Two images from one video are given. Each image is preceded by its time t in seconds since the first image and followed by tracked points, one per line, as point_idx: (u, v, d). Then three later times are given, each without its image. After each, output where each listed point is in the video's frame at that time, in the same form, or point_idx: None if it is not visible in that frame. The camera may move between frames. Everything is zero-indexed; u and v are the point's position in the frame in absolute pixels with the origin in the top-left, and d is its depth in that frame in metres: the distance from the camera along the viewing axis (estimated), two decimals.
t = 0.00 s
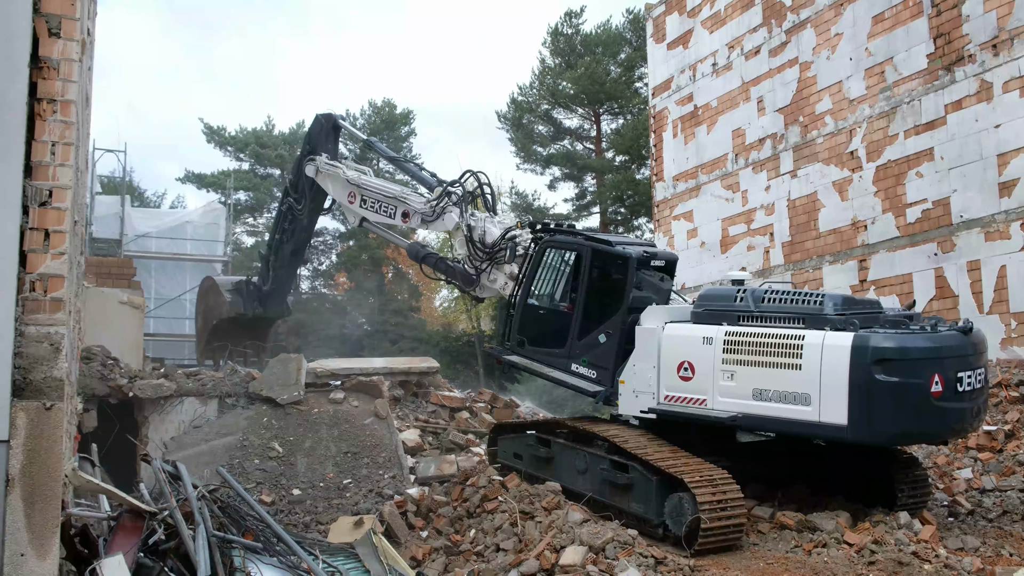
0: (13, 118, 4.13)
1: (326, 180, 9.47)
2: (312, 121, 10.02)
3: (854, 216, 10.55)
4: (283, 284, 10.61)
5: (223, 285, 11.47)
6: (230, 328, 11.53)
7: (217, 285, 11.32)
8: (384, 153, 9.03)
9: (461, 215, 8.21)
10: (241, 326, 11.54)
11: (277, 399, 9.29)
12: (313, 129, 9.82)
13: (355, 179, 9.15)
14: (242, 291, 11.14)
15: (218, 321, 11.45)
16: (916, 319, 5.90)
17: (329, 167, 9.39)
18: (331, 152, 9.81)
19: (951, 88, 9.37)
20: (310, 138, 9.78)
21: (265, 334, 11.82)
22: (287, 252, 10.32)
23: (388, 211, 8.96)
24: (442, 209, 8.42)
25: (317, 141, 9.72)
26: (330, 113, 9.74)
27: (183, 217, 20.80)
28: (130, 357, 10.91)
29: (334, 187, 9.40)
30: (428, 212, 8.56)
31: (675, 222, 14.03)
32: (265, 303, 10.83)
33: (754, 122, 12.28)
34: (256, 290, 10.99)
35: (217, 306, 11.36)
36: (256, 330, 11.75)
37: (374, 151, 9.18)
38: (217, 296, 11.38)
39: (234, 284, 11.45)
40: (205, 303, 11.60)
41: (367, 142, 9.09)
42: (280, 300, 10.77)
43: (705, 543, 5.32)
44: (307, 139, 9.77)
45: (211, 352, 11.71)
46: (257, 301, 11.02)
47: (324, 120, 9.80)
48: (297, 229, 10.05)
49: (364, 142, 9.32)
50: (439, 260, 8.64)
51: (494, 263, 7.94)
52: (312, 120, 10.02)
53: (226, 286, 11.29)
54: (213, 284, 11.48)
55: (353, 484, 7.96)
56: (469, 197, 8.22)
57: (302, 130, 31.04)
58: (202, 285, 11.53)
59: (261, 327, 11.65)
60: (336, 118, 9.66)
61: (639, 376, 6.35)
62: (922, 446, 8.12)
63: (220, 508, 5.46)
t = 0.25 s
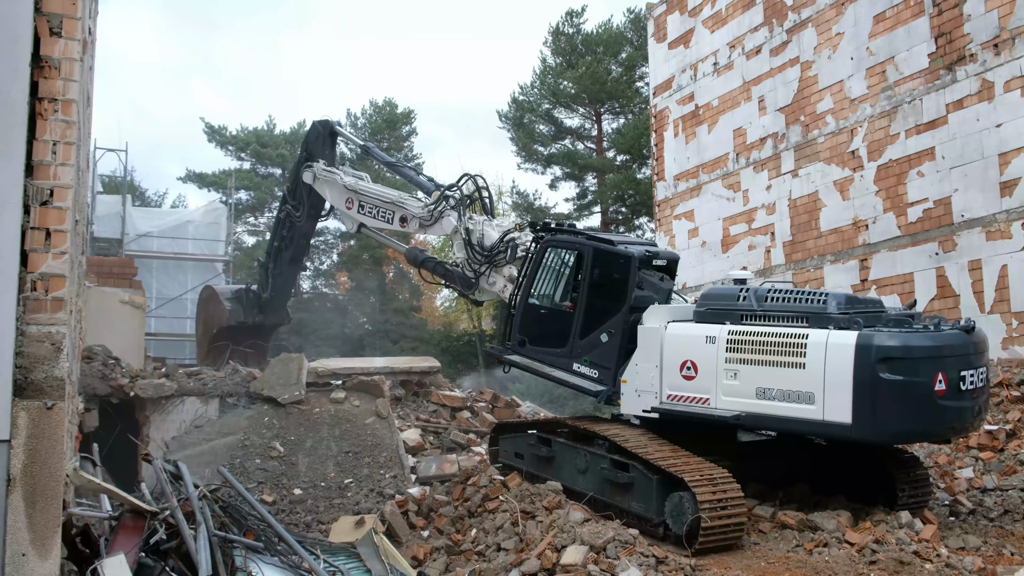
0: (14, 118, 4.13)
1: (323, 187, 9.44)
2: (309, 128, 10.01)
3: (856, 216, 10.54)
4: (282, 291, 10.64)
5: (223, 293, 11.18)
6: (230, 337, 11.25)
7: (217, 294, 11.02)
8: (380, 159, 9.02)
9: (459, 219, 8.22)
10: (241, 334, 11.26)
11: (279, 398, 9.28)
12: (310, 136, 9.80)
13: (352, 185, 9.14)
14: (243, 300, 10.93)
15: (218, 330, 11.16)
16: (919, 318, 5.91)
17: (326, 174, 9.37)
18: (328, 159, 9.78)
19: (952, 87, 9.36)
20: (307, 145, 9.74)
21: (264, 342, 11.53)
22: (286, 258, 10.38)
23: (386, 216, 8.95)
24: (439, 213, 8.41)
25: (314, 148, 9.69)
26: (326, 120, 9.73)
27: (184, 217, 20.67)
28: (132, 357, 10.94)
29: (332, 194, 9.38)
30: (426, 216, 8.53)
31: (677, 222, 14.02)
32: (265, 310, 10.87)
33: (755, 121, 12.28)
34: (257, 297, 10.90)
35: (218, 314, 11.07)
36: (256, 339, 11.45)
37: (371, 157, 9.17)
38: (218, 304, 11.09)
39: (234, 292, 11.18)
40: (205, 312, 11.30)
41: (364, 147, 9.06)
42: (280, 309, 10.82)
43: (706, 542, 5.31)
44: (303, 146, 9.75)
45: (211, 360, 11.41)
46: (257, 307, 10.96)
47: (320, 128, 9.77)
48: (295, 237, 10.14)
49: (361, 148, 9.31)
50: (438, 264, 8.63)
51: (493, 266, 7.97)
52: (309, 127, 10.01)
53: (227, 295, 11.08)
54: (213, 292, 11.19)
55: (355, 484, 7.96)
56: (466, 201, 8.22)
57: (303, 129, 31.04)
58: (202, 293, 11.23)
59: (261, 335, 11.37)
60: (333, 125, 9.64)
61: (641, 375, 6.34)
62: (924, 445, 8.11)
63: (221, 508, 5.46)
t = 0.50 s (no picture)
0: (15, 118, 4.13)
1: (318, 190, 9.36)
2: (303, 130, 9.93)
3: (857, 215, 10.53)
4: (278, 294, 10.56)
5: (217, 297, 11.21)
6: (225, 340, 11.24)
7: (211, 298, 11.04)
8: (377, 161, 8.98)
9: (457, 220, 8.21)
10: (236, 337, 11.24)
11: (280, 398, 9.27)
12: (302, 138, 9.66)
13: (348, 188, 9.10)
14: (237, 304, 10.92)
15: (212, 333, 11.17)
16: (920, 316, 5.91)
17: (321, 176, 9.31)
18: (323, 162, 9.71)
19: (953, 86, 9.35)
20: (300, 148, 9.61)
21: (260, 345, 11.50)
22: (280, 262, 10.31)
23: (382, 218, 8.94)
24: (436, 215, 8.41)
25: (307, 151, 9.57)
26: (322, 123, 9.68)
27: (185, 217, 20.74)
28: (134, 357, 10.95)
29: (327, 196, 9.33)
30: (423, 218, 8.55)
31: (677, 221, 14.01)
32: (259, 314, 10.83)
33: (755, 121, 12.27)
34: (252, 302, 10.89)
35: (212, 318, 11.09)
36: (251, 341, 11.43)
37: (365, 159, 9.20)
38: (211, 308, 11.11)
39: (228, 296, 11.21)
40: (199, 317, 11.33)
41: (359, 149, 9.05)
42: (275, 313, 10.76)
43: (706, 541, 5.31)
44: (297, 148, 9.66)
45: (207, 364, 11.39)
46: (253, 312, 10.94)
47: (315, 130, 9.72)
48: (289, 240, 10.02)
49: (357, 150, 9.27)
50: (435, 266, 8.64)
51: (491, 267, 7.98)
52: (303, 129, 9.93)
53: (220, 299, 11.10)
54: (207, 296, 11.22)
55: (356, 483, 7.96)
56: (464, 201, 8.21)
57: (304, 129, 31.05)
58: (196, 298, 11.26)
59: (257, 338, 11.35)
60: (327, 127, 9.63)
61: (643, 375, 6.34)
62: (924, 444, 8.11)
63: (222, 508, 5.46)
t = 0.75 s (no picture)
0: (17, 117, 4.14)
1: (316, 184, 9.33)
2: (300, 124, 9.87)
3: (858, 214, 10.53)
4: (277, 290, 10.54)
5: (215, 297, 11.23)
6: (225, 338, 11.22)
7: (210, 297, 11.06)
8: (376, 157, 8.93)
9: (457, 218, 8.20)
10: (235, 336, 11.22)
11: (281, 397, 9.28)
12: (300, 133, 9.68)
13: (346, 183, 9.05)
14: (235, 303, 10.92)
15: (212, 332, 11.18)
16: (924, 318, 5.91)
17: (319, 171, 9.25)
18: (321, 157, 9.65)
19: (954, 86, 9.34)
20: (298, 143, 9.62)
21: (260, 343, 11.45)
22: (279, 258, 10.28)
23: (381, 215, 8.90)
24: (436, 212, 8.39)
25: (305, 146, 9.58)
26: (319, 117, 9.61)
27: (186, 216, 20.74)
28: (135, 355, 10.90)
29: (325, 191, 9.27)
30: (422, 214, 8.52)
31: (678, 220, 14.01)
32: (258, 313, 10.80)
33: (756, 120, 12.27)
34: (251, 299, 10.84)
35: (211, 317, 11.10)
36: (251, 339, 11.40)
37: (364, 154, 9.21)
38: (210, 307, 11.13)
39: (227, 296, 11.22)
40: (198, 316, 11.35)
41: (358, 145, 9.01)
42: (274, 312, 10.72)
43: (708, 541, 5.31)
44: (295, 143, 9.62)
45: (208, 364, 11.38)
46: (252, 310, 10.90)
47: (312, 124, 9.66)
48: (288, 235, 9.97)
49: (356, 145, 9.22)
50: (435, 262, 8.61)
51: (492, 264, 7.98)
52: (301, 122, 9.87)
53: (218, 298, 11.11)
54: (205, 295, 11.25)
55: (357, 483, 7.97)
56: (463, 199, 8.19)
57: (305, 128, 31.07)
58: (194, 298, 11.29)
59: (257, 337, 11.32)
60: (325, 122, 9.58)
61: (646, 375, 6.33)
62: (925, 443, 8.10)
63: (223, 507, 5.47)
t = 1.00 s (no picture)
0: (18, 117, 4.14)
1: (315, 176, 9.36)
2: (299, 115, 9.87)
3: (858, 214, 10.52)
4: (278, 283, 10.54)
5: (216, 294, 11.13)
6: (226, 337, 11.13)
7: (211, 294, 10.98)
8: (376, 149, 8.93)
9: (457, 212, 8.20)
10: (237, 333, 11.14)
11: (282, 396, 9.28)
12: (299, 124, 9.68)
13: (346, 175, 9.08)
14: (236, 300, 10.85)
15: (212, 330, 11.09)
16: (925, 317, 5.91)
17: (318, 163, 9.28)
18: (320, 148, 9.66)
19: (955, 85, 9.34)
20: (297, 134, 9.63)
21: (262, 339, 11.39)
22: (279, 253, 10.26)
23: (380, 207, 8.91)
24: (436, 205, 8.39)
25: (305, 137, 9.58)
26: (317, 108, 9.60)
27: (187, 216, 20.76)
28: (135, 355, 10.91)
29: (324, 183, 9.30)
30: (422, 208, 8.52)
31: (679, 220, 14.01)
32: (260, 309, 10.79)
33: (757, 119, 12.27)
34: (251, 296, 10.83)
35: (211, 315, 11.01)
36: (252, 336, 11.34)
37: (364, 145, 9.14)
38: (209, 305, 11.05)
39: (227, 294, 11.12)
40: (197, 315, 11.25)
41: (357, 138, 8.96)
42: (275, 308, 10.71)
43: (709, 540, 5.31)
44: (294, 134, 9.63)
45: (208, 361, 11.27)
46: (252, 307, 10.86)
47: (310, 115, 9.66)
48: (289, 229, 9.97)
49: (355, 137, 9.21)
50: (434, 256, 8.60)
51: (492, 260, 7.96)
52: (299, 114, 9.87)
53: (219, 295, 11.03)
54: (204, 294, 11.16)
55: (358, 482, 7.97)
56: (464, 193, 8.19)
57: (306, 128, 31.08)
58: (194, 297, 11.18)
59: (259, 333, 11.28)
60: (322, 112, 9.54)
61: (647, 374, 6.33)
62: (926, 443, 8.10)
63: (224, 506, 5.48)
